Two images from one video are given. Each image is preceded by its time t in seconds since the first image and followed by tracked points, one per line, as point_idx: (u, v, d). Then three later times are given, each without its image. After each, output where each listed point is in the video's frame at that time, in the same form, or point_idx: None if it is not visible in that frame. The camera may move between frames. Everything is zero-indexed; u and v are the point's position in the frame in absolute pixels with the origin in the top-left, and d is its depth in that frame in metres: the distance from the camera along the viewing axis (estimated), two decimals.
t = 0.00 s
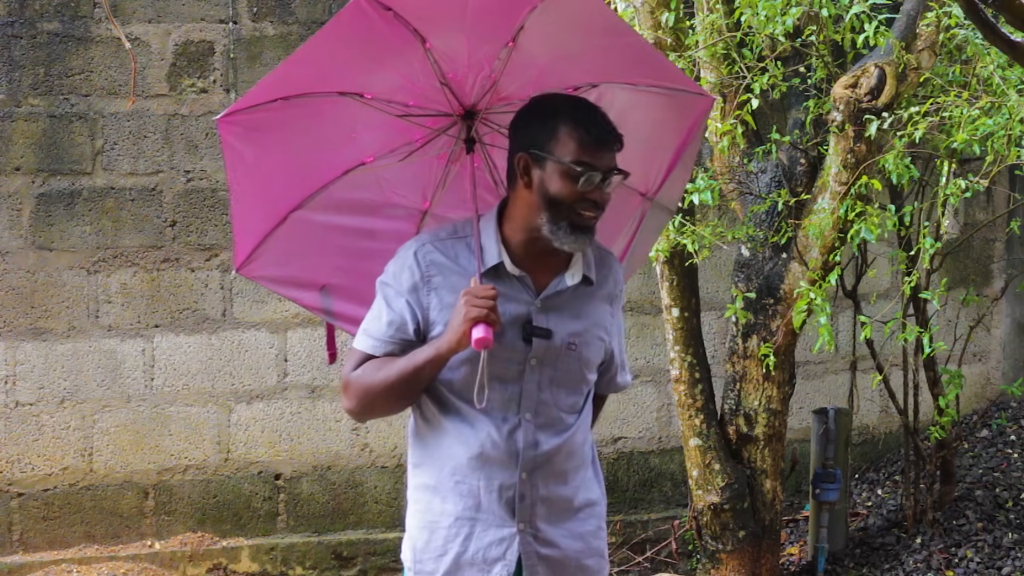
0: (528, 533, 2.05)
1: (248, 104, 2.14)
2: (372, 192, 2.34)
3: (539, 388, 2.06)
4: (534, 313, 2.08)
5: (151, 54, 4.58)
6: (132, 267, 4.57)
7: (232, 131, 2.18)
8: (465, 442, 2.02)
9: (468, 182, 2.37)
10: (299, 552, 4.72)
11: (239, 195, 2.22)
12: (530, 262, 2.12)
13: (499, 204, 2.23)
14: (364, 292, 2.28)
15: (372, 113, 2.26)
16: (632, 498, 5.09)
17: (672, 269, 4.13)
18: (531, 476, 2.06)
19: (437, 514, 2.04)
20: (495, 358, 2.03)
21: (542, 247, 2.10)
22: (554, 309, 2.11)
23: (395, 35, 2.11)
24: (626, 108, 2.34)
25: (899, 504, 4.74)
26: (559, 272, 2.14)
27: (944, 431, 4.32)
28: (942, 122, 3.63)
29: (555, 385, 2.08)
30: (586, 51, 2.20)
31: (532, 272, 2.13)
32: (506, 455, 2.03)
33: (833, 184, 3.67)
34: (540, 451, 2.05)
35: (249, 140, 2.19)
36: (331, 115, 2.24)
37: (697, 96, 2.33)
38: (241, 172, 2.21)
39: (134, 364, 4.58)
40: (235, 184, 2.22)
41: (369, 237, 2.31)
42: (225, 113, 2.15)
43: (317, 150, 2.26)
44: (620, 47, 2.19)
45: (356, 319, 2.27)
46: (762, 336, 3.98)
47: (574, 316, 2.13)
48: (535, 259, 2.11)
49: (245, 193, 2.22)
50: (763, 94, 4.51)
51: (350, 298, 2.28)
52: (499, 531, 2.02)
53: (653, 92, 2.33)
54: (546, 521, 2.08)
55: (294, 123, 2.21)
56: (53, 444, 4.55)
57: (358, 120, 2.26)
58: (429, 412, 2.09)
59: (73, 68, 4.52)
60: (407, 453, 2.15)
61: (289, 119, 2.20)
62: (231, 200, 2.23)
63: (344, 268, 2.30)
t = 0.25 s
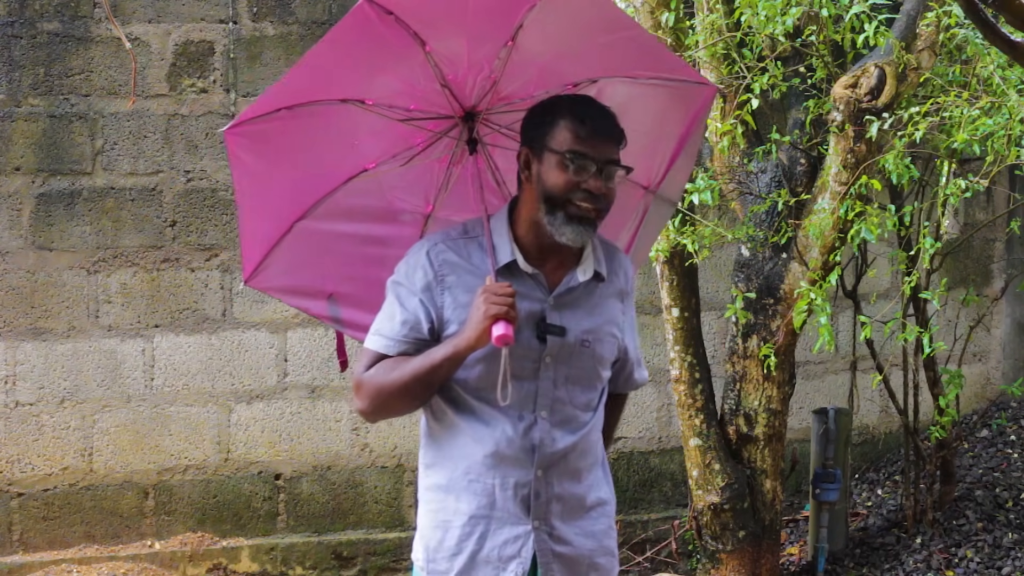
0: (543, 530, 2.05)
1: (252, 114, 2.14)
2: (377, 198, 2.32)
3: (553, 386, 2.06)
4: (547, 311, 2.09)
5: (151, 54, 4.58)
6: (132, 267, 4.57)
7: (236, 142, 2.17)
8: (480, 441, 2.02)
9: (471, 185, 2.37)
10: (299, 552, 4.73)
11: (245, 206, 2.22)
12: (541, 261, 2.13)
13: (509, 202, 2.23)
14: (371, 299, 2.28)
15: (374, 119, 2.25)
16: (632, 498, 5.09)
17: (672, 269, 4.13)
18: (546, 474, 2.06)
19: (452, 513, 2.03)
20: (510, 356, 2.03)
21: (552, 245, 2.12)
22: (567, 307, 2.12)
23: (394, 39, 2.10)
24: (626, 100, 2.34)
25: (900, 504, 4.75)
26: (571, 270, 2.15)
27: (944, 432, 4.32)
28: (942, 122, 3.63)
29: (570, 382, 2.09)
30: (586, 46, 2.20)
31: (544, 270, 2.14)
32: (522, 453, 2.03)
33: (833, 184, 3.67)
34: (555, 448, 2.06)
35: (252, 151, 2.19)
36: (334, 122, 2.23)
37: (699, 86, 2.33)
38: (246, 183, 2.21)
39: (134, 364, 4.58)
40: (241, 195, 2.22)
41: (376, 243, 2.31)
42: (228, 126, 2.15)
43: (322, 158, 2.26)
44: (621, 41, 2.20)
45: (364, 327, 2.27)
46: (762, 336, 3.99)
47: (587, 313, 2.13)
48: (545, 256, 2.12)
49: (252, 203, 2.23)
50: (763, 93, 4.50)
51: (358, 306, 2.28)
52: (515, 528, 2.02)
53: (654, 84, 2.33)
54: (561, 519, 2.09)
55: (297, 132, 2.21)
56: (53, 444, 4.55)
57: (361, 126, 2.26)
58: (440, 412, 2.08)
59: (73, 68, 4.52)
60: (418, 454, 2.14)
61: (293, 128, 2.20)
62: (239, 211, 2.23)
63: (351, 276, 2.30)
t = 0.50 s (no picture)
0: (545, 532, 2.04)
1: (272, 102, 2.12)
2: (392, 192, 2.32)
3: (560, 388, 2.05)
4: (556, 312, 2.08)
5: (151, 54, 4.58)
6: (132, 267, 4.57)
7: (256, 129, 2.16)
8: (486, 441, 2.02)
9: (486, 182, 2.37)
10: (299, 552, 4.72)
11: (261, 192, 2.22)
12: (552, 262, 2.13)
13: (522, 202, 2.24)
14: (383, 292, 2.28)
15: (393, 114, 2.25)
16: (632, 498, 5.09)
17: (672, 269, 4.13)
18: (551, 476, 2.05)
19: (456, 509, 2.04)
20: (517, 357, 2.03)
21: (561, 246, 2.12)
22: (577, 309, 2.11)
23: (418, 33, 2.09)
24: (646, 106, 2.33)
25: (900, 504, 4.74)
26: (581, 272, 2.14)
27: (944, 431, 4.32)
28: (942, 122, 3.63)
29: (578, 385, 2.08)
30: (607, 50, 2.20)
31: (556, 271, 2.14)
32: (527, 454, 2.03)
33: (833, 184, 3.67)
34: (560, 451, 2.05)
35: (271, 138, 2.17)
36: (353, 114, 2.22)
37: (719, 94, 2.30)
38: (263, 169, 2.20)
39: (134, 364, 4.58)
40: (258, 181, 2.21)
41: (388, 237, 2.31)
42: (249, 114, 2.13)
43: (339, 149, 2.25)
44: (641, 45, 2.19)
45: (375, 320, 2.27)
46: (762, 336, 3.99)
47: (596, 315, 2.12)
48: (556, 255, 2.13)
49: (268, 190, 2.22)
50: (763, 93, 4.51)
51: (370, 298, 2.28)
52: (516, 528, 2.02)
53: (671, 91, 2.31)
54: (565, 522, 2.07)
55: (317, 123, 2.19)
56: (53, 444, 4.55)
57: (381, 121, 2.25)
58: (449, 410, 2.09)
59: (73, 68, 4.52)
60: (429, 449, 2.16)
61: (312, 118, 2.18)
62: (254, 196, 2.23)
63: (363, 268, 2.29)
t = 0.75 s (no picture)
0: (541, 534, 2.05)
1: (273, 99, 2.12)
2: (394, 186, 2.30)
3: (557, 390, 2.05)
4: (553, 313, 2.08)
5: (151, 54, 4.58)
6: (132, 267, 4.57)
7: (257, 129, 2.17)
8: (483, 442, 2.02)
9: (490, 176, 2.34)
10: (299, 552, 4.72)
11: (262, 189, 2.21)
12: (549, 262, 2.13)
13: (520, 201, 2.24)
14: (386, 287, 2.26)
15: (396, 110, 2.24)
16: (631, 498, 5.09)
17: (672, 269, 4.13)
18: (547, 477, 2.06)
19: (451, 510, 2.04)
20: (515, 359, 2.02)
21: (559, 245, 2.12)
22: (574, 309, 2.10)
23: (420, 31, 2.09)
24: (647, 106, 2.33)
25: (900, 504, 4.75)
26: (579, 272, 2.14)
27: (944, 431, 4.32)
28: (942, 122, 3.63)
29: (575, 386, 2.08)
30: (609, 49, 2.19)
31: (553, 272, 2.13)
32: (524, 456, 2.03)
33: (833, 184, 3.67)
34: (556, 453, 2.05)
35: (272, 136, 2.17)
36: (354, 110, 2.21)
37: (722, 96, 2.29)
38: (264, 167, 2.20)
39: (134, 364, 4.58)
40: (259, 179, 2.21)
41: (392, 231, 2.29)
42: (250, 112, 2.14)
43: (341, 146, 2.24)
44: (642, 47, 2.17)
45: (378, 314, 2.25)
46: (762, 336, 3.99)
47: (594, 316, 2.12)
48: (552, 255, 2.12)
49: (269, 187, 2.21)
50: (763, 93, 4.51)
51: (373, 293, 2.26)
52: (512, 531, 2.02)
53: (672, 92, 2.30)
54: (560, 523, 2.08)
55: (318, 118, 2.19)
56: (53, 444, 4.55)
57: (383, 115, 2.24)
58: (446, 410, 2.08)
59: (73, 68, 4.53)
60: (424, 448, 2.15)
61: (314, 114, 2.18)
62: (255, 194, 2.22)
63: (366, 263, 2.28)
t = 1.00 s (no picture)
0: (534, 531, 2.06)
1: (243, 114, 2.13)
2: (366, 197, 2.30)
3: (545, 386, 2.06)
4: (539, 310, 2.08)
5: (151, 54, 4.58)
6: (132, 267, 4.58)
7: (228, 141, 2.18)
8: (472, 441, 2.02)
9: (461, 181, 2.36)
10: (299, 552, 4.72)
11: (235, 204, 2.22)
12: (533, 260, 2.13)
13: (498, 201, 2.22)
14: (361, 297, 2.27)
15: (365, 118, 2.23)
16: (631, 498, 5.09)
17: (672, 269, 4.13)
18: (538, 474, 2.06)
19: (441, 511, 2.04)
20: (503, 357, 2.03)
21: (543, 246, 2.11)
22: (559, 305, 2.11)
23: (387, 37, 2.08)
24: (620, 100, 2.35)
25: (900, 504, 4.74)
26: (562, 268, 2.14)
27: (944, 431, 4.32)
28: (942, 122, 3.63)
29: (562, 381, 2.08)
30: (577, 45, 2.20)
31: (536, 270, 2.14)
32: (514, 453, 2.03)
33: (833, 184, 3.67)
34: (547, 449, 2.06)
35: (242, 148, 2.18)
36: (324, 120, 2.21)
37: (694, 85, 2.34)
38: (237, 180, 2.21)
39: (134, 364, 4.58)
40: (232, 193, 2.22)
41: (365, 241, 2.30)
42: (220, 125, 2.15)
43: (312, 157, 2.24)
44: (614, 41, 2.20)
45: (354, 325, 2.28)
46: (762, 336, 3.99)
47: (579, 312, 2.13)
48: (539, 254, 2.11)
49: (242, 202, 2.22)
50: (763, 93, 4.50)
51: (348, 304, 2.27)
52: (504, 529, 2.02)
53: (644, 84, 2.34)
54: (553, 519, 2.09)
55: (287, 130, 2.19)
56: (53, 444, 4.55)
57: (352, 125, 2.24)
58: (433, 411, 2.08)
59: (73, 68, 4.53)
60: (410, 451, 2.15)
61: (283, 126, 2.18)
62: (230, 210, 2.23)
63: (341, 274, 2.29)
